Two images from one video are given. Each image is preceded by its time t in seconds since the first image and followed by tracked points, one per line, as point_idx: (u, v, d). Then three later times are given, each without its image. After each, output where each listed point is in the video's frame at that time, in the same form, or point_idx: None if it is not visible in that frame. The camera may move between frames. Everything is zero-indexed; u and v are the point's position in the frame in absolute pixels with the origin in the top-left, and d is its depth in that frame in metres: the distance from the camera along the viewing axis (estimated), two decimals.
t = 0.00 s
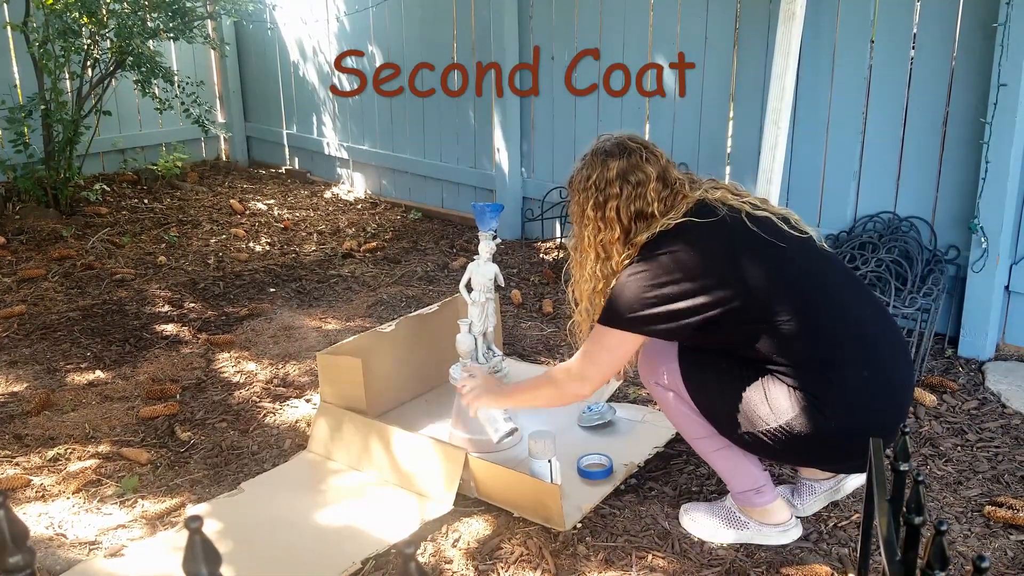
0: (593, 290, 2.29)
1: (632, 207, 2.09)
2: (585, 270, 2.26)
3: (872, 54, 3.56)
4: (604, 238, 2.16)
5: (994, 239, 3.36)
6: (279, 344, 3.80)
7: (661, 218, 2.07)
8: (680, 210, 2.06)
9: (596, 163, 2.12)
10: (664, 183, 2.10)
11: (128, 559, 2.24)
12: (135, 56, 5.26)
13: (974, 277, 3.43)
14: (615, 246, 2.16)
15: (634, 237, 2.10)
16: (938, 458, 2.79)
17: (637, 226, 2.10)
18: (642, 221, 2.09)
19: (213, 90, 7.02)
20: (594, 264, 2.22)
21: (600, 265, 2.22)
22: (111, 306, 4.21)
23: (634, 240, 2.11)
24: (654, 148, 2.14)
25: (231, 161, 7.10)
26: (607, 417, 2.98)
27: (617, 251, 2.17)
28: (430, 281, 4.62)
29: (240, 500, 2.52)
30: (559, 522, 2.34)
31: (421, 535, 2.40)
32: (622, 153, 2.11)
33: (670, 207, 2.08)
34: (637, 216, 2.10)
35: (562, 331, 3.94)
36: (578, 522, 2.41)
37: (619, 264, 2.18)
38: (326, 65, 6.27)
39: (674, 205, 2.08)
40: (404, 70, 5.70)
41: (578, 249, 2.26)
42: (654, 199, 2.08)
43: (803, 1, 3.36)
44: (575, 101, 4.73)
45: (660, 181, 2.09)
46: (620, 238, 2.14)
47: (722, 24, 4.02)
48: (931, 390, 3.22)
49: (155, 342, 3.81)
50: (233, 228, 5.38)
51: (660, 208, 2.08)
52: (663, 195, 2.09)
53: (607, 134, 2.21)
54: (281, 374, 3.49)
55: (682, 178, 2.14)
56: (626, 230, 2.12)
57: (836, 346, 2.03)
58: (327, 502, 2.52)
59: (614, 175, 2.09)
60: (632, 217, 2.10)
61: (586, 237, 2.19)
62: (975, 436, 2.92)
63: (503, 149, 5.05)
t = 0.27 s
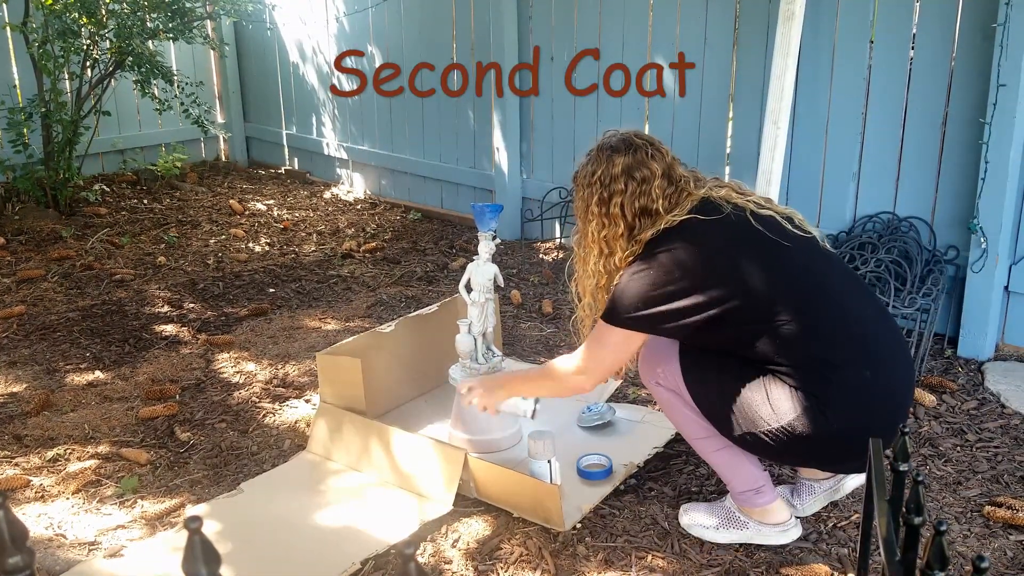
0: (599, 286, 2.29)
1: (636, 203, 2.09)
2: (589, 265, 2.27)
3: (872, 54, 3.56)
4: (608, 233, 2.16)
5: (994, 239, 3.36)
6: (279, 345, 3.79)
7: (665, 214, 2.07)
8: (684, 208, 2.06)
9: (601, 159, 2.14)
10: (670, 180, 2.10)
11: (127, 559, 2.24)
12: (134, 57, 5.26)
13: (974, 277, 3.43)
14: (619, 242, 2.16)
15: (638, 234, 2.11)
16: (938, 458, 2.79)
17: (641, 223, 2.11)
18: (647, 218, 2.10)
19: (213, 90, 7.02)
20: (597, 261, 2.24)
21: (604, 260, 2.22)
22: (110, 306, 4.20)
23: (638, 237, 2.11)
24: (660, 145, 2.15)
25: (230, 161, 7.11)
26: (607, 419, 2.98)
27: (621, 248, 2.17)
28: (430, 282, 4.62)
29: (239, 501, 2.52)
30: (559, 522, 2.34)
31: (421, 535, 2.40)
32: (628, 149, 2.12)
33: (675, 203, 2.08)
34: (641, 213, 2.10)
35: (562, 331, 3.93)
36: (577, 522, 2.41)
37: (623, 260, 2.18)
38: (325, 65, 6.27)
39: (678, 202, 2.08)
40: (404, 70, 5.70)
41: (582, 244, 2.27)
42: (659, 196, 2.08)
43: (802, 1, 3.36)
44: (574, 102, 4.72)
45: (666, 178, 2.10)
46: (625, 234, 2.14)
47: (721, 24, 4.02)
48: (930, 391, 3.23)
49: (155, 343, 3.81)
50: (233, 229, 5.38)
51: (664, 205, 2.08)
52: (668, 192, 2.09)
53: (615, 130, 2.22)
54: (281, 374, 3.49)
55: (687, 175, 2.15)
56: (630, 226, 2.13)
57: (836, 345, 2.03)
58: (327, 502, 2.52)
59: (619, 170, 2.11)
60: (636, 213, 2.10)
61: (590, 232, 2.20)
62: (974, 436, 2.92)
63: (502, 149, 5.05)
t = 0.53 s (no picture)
0: (600, 286, 2.27)
1: (637, 203, 2.09)
2: (590, 265, 2.25)
3: (871, 54, 3.56)
4: (609, 233, 2.16)
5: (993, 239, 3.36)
6: (278, 345, 3.79)
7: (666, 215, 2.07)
8: (687, 208, 2.06)
9: (602, 159, 2.14)
10: (671, 180, 2.10)
11: (126, 560, 2.23)
12: (134, 57, 5.26)
13: (973, 277, 3.44)
14: (621, 242, 2.15)
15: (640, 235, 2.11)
16: (937, 458, 2.79)
17: (642, 223, 2.11)
18: (648, 218, 2.10)
19: (212, 90, 7.02)
20: (599, 261, 2.21)
21: (605, 261, 2.21)
22: (110, 306, 4.20)
23: (639, 237, 2.11)
24: (661, 146, 2.15)
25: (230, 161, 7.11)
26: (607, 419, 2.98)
27: (623, 248, 2.15)
28: (429, 282, 4.62)
29: (239, 501, 2.52)
30: (558, 522, 2.34)
31: (420, 535, 2.40)
32: (629, 150, 2.12)
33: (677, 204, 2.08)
34: (643, 213, 2.10)
35: (561, 331, 3.94)
36: (577, 522, 2.41)
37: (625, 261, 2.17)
38: (325, 66, 6.27)
39: (679, 203, 2.08)
40: (404, 70, 5.70)
41: (584, 242, 2.25)
42: (660, 197, 2.08)
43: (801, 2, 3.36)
44: (574, 102, 4.72)
45: (667, 178, 2.10)
46: (626, 234, 2.14)
47: (721, 24, 4.02)
48: (930, 390, 3.23)
49: (154, 343, 3.81)
50: (232, 229, 5.38)
51: (665, 205, 2.08)
52: (669, 192, 2.09)
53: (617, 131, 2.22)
54: (280, 374, 3.49)
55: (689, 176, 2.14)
56: (632, 226, 2.12)
57: (837, 346, 2.03)
58: (326, 502, 2.52)
59: (621, 170, 2.10)
60: (638, 214, 2.10)
61: (591, 232, 2.19)
62: (974, 436, 2.92)
63: (502, 149, 5.05)
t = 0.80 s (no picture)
0: (625, 247, 2.27)
1: (667, 164, 2.10)
2: (619, 225, 2.24)
3: (871, 54, 3.56)
4: (637, 194, 2.16)
5: (993, 239, 3.36)
6: (278, 345, 3.79)
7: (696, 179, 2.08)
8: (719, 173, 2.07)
9: (638, 120, 2.16)
10: (702, 147, 2.11)
11: (126, 559, 2.24)
12: (133, 57, 5.26)
13: (973, 277, 3.44)
14: (649, 202, 2.14)
15: (668, 194, 2.11)
16: (937, 457, 2.79)
17: (671, 184, 2.11)
18: (677, 180, 2.10)
19: (212, 90, 7.02)
20: (627, 220, 2.21)
21: (632, 221, 2.20)
22: (109, 306, 4.20)
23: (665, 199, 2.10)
24: (696, 114, 2.16)
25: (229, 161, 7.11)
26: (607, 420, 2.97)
27: (649, 209, 2.15)
28: (429, 282, 4.62)
29: (239, 501, 2.52)
30: (558, 522, 2.33)
31: (420, 535, 2.40)
32: (664, 112, 2.13)
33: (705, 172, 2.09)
34: (673, 173, 2.10)
35: (561, 331, 3.94)
36: (577, 521, 2.41)
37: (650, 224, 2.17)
38: (324, 66, 6.27)
39: (710, 168, 2.09)
40: (403, 70, 5.70)
41: (614, 203, 2.25)
42: (690, 160, 2.09)
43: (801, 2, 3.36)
44: (574, 103, 4.72)
45: (698, 145, 2.11)
46: (653, 195, 2.14)
47: (720, 25, 4.02)
48: (929, 390, 3.23)
49: (154, 342, 3.81)
50: (232, 229, 5.38)
51: (695, 169, 2.09)
52: (699, 158, 2.10)
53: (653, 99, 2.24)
54: (280, 374, 3.49)
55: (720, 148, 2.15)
56: (659, 187, 2.12)
57: (844, 338, 2.03)
58: (326, 502, 2.52)
59: (654, 132, 2.12)
60: (667, 175, 2.11)
61: (621, 191, 2.19)
62: (973, 436, 2.92)
63: (501, 149, 5.05)
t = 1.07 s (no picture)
0: (632, 257, 2.22)
1: (670, 172, 2.09)
2: (623, 235, 2.22)
3: (871, 54, 3.57)
4: (641, 204, 2.14)
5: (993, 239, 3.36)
6: (278, 344, 3.79)
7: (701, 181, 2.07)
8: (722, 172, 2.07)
9: (637, 132, 2.16)
10: (704, 153, 2.11)
11: (126, 559, 2.24)
12: (133, 56, 5.26)
13: (973, 277, 3.44)
14: (654, 210, 2.13)
15: (673, 202, 2.10)
16: (936, 457, 2.79)
17: (675, 191, 2.10)
18: (681, 186, 2.10)
19: (212, 89, 7.03)
20: (632, 231, 2.19)
21: (637, 230, 2.17)
22: (109, 306, 4.21)
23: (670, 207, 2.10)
24: (695, 123, 2.16)
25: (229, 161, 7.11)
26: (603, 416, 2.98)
27: (654, 218, 2.14)
28: (429, 282, 4.62)
29: (239, 501, 2.51)
30: (558, 522, 2.33)
31: (420, 535, 2.40)
32: (664, 122, 2.14)
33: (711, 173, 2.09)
34: (676, 181, 2.10)
35: (561, 331, 3.94)
36: (577, 522, 2.41)
37: (656, 230, 2.15)
38: (324, 65, 6.27)
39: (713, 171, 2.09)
40: (403, 70, 5.70)
41: (616, 211, 2.23)
42: (693, 166, 2.09)
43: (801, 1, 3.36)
44: (573, 102, 4.72)
45: (700, 151, 2.11)
46: (658, 204, 2.13)
47: (720, 24, 4.02)
48: (929, 390, 3.23)
49: (154, 342, 3.81)
50: (231, 228, 5.38)
51: (700, 173, 2.09)
52: (703, 163, 2.10)
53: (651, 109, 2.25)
54: (280, 374, 3.49)
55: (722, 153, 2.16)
56: (664, 195, 2.11)
57: (857, 331, 2.03)
58: (326, 502, 2.52)
59: (655, 141, 2.11)
60: (670, 182, 2.10)
61: (624, 203, 2.18)
62: (973, 436, 2.92)
63: (501, 149, 5.05)
